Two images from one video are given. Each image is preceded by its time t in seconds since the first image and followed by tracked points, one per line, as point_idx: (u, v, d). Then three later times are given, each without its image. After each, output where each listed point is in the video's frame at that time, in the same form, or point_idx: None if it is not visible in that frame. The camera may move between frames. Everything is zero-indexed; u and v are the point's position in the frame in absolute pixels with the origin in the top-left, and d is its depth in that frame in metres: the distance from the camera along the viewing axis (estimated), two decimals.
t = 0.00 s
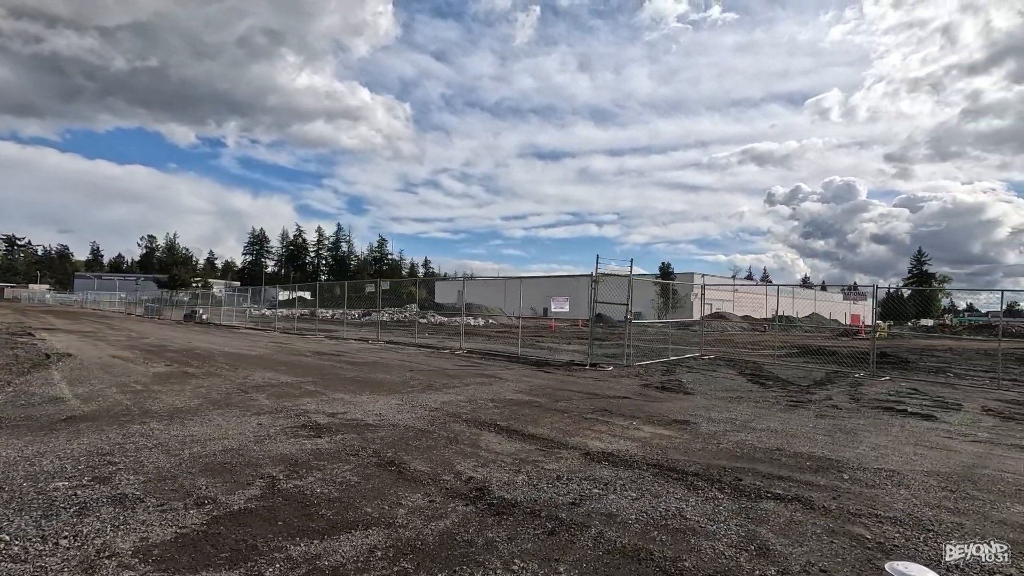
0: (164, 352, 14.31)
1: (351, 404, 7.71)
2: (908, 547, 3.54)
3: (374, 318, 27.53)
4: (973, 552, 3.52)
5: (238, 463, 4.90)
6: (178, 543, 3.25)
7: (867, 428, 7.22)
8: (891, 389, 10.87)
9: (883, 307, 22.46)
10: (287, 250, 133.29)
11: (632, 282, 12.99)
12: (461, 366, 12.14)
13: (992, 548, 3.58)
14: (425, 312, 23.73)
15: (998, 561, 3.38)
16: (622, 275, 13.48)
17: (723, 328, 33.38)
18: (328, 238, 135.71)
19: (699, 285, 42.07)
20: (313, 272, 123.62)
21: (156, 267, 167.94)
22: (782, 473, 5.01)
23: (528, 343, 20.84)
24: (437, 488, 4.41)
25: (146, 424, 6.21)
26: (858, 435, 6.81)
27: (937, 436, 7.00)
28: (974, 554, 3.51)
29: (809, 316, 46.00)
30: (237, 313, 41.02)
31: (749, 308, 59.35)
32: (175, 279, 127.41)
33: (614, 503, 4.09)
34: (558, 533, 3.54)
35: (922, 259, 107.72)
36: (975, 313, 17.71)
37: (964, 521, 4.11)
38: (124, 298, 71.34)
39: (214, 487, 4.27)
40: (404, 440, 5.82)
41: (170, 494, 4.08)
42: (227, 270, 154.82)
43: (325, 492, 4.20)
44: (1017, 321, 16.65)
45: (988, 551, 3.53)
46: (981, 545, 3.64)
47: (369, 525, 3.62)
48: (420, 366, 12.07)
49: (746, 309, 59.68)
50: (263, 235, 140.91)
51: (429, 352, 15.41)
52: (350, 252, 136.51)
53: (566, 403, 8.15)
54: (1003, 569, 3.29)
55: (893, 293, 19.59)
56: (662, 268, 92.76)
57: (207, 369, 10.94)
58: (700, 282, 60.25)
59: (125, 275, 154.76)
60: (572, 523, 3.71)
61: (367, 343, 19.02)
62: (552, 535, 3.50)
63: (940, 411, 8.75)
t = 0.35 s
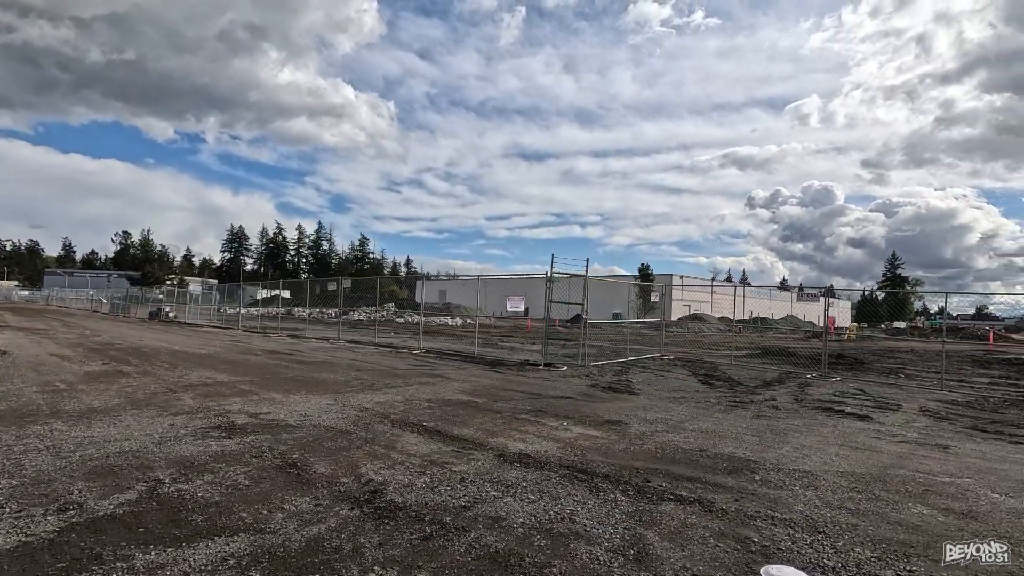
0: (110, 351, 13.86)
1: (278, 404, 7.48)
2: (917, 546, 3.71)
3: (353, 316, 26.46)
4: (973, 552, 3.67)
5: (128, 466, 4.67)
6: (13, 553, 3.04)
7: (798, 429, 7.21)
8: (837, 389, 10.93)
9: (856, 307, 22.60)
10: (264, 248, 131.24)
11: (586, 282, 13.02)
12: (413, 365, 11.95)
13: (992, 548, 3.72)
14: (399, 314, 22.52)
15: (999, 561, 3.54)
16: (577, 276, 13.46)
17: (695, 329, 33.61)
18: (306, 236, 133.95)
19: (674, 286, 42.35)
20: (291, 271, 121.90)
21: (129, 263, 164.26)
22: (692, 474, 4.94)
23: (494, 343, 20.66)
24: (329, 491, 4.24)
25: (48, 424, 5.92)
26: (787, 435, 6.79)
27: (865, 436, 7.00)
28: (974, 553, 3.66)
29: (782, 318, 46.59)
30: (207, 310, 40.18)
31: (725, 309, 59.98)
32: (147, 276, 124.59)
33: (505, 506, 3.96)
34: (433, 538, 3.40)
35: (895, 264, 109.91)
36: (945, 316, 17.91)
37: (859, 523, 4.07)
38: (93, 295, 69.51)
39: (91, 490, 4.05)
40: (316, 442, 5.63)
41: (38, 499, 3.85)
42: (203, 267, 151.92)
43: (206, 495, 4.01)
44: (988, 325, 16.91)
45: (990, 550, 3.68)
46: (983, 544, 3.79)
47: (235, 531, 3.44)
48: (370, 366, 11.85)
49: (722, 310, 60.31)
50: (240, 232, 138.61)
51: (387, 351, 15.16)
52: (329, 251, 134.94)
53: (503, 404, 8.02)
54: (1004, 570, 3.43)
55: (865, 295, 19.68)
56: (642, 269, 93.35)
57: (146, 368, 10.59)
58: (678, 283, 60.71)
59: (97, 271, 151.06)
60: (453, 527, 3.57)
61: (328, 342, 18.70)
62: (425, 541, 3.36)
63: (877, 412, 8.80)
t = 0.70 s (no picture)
0: (60, 349, 13.45)
1: (214, 404, 7.28)
2: (923, 543, 3.78)
3: (331, 314, 25.63)
4: (973, 552, 3.68)
5: (27, 469, 4.45)
6: None
7: (741, 429, 7.21)
8: (792, 390, 11.01)
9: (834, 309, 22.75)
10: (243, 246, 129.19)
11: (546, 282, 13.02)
12: (370, 365, 11.78)
13: (992, 549, 3.74)
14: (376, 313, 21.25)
15: (999, 561, 3.57)
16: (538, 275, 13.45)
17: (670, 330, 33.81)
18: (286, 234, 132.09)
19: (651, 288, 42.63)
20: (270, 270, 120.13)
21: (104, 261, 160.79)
22: (617, 475, 4.87)
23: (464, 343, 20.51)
24: (232, 495, 4.07)
25: None
26: (727, 435, 6.78)
27: (806, 436, 7.01)
28: (974, 553, 3.68)
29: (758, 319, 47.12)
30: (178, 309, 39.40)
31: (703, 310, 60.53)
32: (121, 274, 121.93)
33: (410, 509, 3.85)
34: (322, 544, 3.27)
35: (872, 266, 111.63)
36: (921, 317, 18.21)
37: (773, 523, 4.02)
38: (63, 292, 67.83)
39: None
40: (239, 443, 5.45)
41: None
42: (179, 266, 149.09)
43: (97, 500, 3.82)
44: (961, 326, 17.24)
45: (990, 550, 3.70)
46: (984, 544, 3.82)
47: (113, 537, 3.26)
48: (325, 366, 11.65)
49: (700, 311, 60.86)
50: (219, 230, 136.42)
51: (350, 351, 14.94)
52: (309, 250, 133.30)
53: (449, 405, 7.90)
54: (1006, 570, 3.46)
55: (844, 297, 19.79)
56: (623, 270, 93.79)
57: (90, 367, 10.28)
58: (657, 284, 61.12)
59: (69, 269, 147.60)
60: (347, 532, 3.44)
61: (293, 342, 18.41)
62: (313, 547, 3.22)
63: (826, 411, 8.83)
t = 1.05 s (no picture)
0: (18, 347, 13.14)
1: (162, 405, 7.13)
2: (924, 545, 3.79)
3: (307, 314, 25.37)
4: (975, 553, 3.71)
5: None
6: None
7: (697, 429, 7.19)
8: (758, 390, 11.06)
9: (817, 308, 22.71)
10: (225, 244, 127.48)
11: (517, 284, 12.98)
12: (334, 365, 11.66)
13: (992, 549, 3.77)
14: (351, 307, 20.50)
15: (1001, 561, 3.59)
16: (509, 275, 13.38)
17: (650, 330, 33.97)
18: (269, 233, 130.69)
19: (634, 288, 42.80)
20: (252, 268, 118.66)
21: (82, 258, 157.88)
22: (557, 475, 4.83)
23: (439, 342, 20.38)
24: (153, 498, 3.96)
25: None
26: (680, 435, 6.78)
27: (759, 436, 7.03)
28: (976, 554, 3.70)
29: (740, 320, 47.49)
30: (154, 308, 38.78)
31: (686, 310, 60.87)
32: (100, 272, 119.77)
33: (334, 511, 3.77)
34: (230, 549, 3.17)
35: (853, 267, 113.21)
36: (900, 318, 18.36)
37: (704, 524, 4.00)
38: (37, 291, 66.42)
39: None
40: (175, 444, 5.32)
41: None
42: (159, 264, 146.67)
43: (6, 505, 3.67)
44: (938, 329, 17.38)
45: (990, 550, 3.74)
46: (984, 545, 3.84)
47: (12, 544, 3.13)
48: (289, 365, 11.50)
49: (683, 311, 61.22)
50: (201, 228, 134.57)
51: (319, 350, 14.78)
52: (292, 248, 131.91)
53: (405, 405, 7.82)
54: (1003, 570, 3.48)
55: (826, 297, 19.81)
56: (609, 270, 94.17)
57: (43, 366, 10.03)
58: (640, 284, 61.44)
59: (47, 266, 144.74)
60: (260, 536, 3.35)
61: (264, 340, 18.16)
62: (219, 552, 3.13)
63: (785, 411, 8.87)
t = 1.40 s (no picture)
0: None
1: (118, 405, 6.97)
2: (921, 545, 3.79)
3: (285, 313, 25.09)
4: (976, 553, 3.72)
5: None
6: None
7: (662, 429, 7.16)
8: (729, 388, 11.11)
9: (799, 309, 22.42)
10: (206, 243, 125.70)
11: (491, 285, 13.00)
12: (305, 364, 11.52)
13: (992, 549, 3.78)
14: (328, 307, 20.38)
15: (1001, 562, 3.60)
16: (484, 274, 13.31)
17: (632, 330, 34.13)
18: (253, 232, 129.31)
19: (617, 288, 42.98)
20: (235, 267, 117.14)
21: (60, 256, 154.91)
22: (511, 476, 4.78)
23: (417, 342, 20.23)
24: (87, 502, 3.83)
25: None
26: (644, 435, 6.76)
27: (723, 435, 7.03)
28: (977, 554, 3.71)
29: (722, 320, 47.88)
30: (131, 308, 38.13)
31: (670, 310, 61.28)
32: (78, 271, 117.58)
33: (273, 514, 3.68)
34: (156, 554, 3.07)
35: (835, 267, 114.57)
36: (882, 318, 18.48)
37: (652, 524, 3.97)
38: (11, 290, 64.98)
39: None
40: (122, 447, 5.17)
41: None
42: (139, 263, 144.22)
43: None
44: (919, 329, 17.51)
45: (992, 551, 3.74)
46: (985, 545, 3.85)
47: None
48: (258, 365, 11.34)
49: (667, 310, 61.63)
50: (183, 227, 132.73)
51: (293, 350, 14.60)
52: (276, 247, 130.43)
53: (370, 405, 7.72)
54: (1005, 571, 3.48)
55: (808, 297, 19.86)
56: (594, 271, 94.62)
57: None
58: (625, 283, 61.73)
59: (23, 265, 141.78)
60: (191, 540, 3.25)
61: (239, 340, 17.91)
62: (145, 557, 3.03)
63: (753, 410, 8.90)
